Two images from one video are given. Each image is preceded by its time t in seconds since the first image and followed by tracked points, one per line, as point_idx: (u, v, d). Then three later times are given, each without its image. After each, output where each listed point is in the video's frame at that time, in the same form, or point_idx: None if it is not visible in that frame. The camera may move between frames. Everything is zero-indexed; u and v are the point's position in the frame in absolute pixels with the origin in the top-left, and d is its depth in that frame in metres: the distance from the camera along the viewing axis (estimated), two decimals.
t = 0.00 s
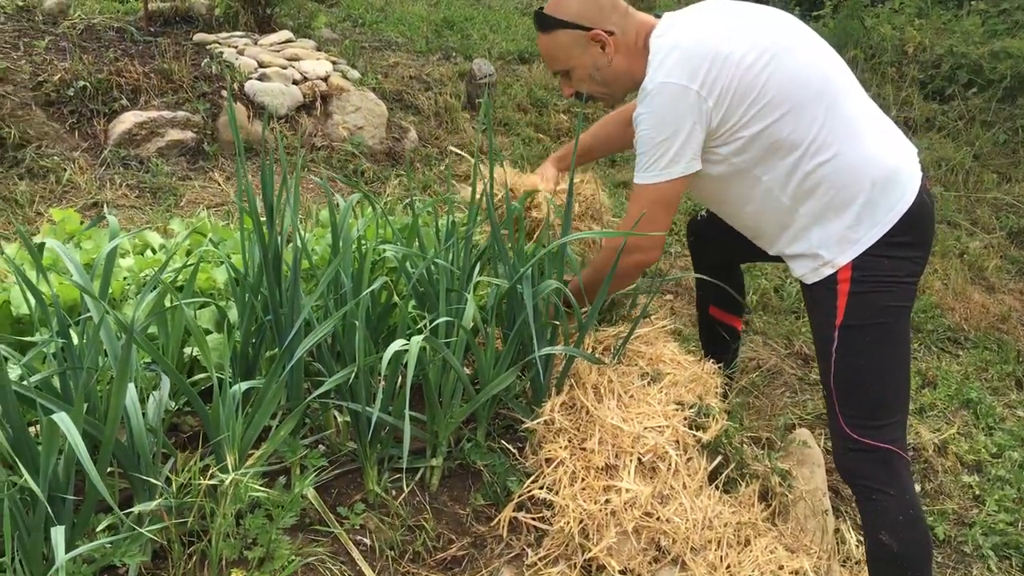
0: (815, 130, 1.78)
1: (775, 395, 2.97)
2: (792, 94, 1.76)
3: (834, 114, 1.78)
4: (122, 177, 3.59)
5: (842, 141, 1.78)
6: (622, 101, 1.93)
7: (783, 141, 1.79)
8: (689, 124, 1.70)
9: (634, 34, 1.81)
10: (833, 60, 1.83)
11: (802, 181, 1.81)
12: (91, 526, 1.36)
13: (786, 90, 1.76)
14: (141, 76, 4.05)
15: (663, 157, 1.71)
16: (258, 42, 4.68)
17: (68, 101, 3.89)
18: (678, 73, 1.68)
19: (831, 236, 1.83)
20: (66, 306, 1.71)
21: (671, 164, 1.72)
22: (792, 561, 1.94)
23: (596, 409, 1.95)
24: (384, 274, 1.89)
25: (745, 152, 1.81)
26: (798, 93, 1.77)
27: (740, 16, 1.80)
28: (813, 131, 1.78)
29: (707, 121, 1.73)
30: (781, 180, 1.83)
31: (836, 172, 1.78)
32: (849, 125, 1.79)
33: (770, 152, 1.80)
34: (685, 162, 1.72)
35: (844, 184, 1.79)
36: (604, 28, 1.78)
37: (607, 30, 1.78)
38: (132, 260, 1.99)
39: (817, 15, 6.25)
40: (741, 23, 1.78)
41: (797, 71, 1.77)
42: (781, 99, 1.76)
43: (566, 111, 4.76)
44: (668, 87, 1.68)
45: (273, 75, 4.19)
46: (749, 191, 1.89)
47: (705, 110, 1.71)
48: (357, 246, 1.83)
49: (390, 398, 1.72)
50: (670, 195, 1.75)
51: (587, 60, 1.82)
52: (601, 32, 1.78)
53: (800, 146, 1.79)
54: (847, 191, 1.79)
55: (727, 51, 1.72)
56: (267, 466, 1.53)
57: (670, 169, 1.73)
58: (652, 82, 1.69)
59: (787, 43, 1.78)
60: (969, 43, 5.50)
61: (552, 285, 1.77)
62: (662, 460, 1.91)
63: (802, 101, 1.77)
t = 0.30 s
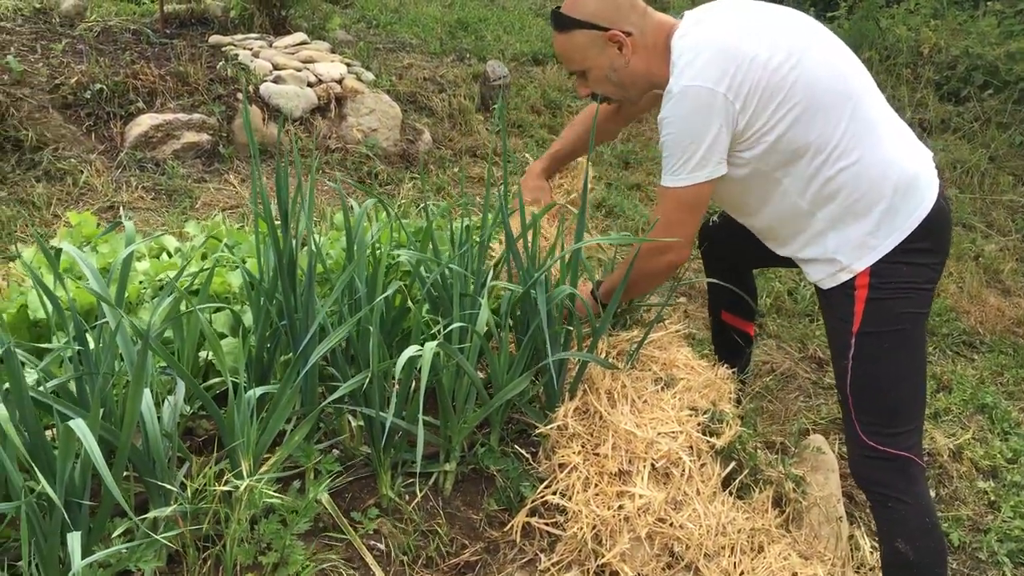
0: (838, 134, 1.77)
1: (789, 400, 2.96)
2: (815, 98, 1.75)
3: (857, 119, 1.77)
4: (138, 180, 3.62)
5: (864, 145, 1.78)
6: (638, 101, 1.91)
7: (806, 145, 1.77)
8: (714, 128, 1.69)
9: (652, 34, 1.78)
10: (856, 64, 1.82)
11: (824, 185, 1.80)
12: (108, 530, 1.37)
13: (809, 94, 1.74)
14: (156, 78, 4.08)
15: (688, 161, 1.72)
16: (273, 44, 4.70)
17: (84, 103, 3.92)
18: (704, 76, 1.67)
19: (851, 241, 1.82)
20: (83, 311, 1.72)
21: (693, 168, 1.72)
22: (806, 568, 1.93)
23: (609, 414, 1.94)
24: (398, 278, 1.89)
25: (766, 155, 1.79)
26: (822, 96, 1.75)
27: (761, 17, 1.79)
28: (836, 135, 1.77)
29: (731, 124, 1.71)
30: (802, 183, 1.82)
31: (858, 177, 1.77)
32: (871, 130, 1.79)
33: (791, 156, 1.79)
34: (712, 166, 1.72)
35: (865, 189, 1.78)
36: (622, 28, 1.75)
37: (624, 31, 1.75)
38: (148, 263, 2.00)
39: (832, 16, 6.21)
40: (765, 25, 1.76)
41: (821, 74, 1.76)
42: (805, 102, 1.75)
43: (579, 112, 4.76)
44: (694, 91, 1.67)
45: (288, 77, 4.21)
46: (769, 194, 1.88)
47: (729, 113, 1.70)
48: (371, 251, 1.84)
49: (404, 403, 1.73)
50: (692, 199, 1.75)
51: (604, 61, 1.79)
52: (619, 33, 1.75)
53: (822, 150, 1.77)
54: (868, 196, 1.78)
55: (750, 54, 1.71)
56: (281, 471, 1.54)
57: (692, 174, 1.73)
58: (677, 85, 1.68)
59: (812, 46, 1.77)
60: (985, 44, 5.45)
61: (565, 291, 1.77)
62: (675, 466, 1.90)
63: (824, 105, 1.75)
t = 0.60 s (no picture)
0: (867, 142, 1.73)
1: (809, 407, 2.92)
2: (845, 105, 1.71)
3: (887, 127, 1.74)
4: (156, 181, 3.62)
5: (893, 154, 1.74)
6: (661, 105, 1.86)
7: (835, 153, 1.74)
8: (742, 135, 1.66)
9: (677, 35, 1.73)
10: (885, 71, 1.79)
11: (852, 194, 1.76)
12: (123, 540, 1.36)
13: (840, 101, 1.71)
14: (175, 79, 4.09)
15: (714, 168, 1.68)
16: (291, 44, 4.70)
17: (103, 105, 3.94)
18: (735, 81, 1.63)
19: (878, 251, 1.78)
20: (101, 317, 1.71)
21: (720, 176, 1.69)
22: None
23: (628, 424, 1.92)
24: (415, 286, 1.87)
25: (794, 162, 1.75)
26: (852, 104, 1.72)
27: (791, 22, 1.75)
28: (866, 144, 1.73)
29: (760, 131, 1.68)
30: (829, 191, 1.78)
31: (887, 185, 1.74)
32: (900, 138, 1.76)
33: (820, 163, 1.75)
34: (738, 174, 1.69)
35: (894, 198, 1.74)
36: (646, 28, 1.70)
37: (649, 31, 1.71)
38: (164, 268, 1.99)
39: (854, 16, 6.14)
40: (795, 30, 1.72)
41: (852, 81, 1.72)
42: (835, 109, 1.71)
43: (597, 114, 4.73)
44: (725, 97, 1.63)
45: (306, 78, 4.21)
46: (794, 202, 1.84)
47: (758, 119, 1.66)
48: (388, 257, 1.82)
49: (421, 412, 1.71)
50: (715, 206, 1.73)
51: (627, 62, 1.74)
52: (643, 33, 1.70)
53: (851, 158, 1.74)
54: (897, 205, 1.75)
55: (782, 60, 1.67)
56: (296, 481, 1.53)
57: (718, 181, 1.70)
58: (707, 91, 1.64)
59: (843, 53, 1.73)
60: (1010, 45, 5.37)
61: (584, 300, 1.74)
62: (694, 477, 1.88)
63: (855, 113, 1.72)
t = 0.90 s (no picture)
0: (896, 150, 1.69)
1: (832, 415, 2.87)
2: (873, 113, 1.67)
3: (916, 134, 1.70)
4: (177, 180, 3.63)
5: (922, 162, 1.70)
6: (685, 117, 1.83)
7: (864, 162, 1.69)
8: (769, 144, 1.62)
9: (695, 47, 1.70)
10: (912, 76, 1.74)
11: (882, 204, 1.72)
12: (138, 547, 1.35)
13: (868, 108, 1.66)
14: (197, 78, 4.09)
15: (739, 179, 1.65)
16: (313, 43, 4.70)
17: (125, 103, 3.95)
18: (760, 92, 1.59)
19: (910, 261, 1.74)
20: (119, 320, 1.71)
21: (745, 186, 1.65)
22: None
23: (648, 433, 1.89)
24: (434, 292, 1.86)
25: (821, 171, 1.71)
26: (881, 111, 1.67)
27: (814, 29, 1.71)
28: (895, 152, 1.69)
29: (786, 141, 1.64)
30: (857, 201, 1.74)
31: (917, 194, 1.69)
32: (930, 145, 1.71)
33: (847, 172, 1.71)
34: (763, 183, 1.66)
35: (925, 207, 1.70)
36: (662, 43, 1.67)
37: (665, 46, 1.67)
38: (184, 270, 1.98)
39: (881, 15, 6.05)
40: (820, 38, 1.68)
41: (880, 89, 1.68)
42: (864, 117, 1.67)
43: (620, 114, 4.69)
44: (752, 106, 1.59)
45: (328, 77, 4.20)
46: (822, 212, 1.80)
47: (785, 129, 1.62)
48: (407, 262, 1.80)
49: (439, 419, 1.69)
50: (739, 216, 1.69)
51: (645, 78, 1.72)
52: (659, 49, 1.67)
53: (880, 167, 1.69)
54: (928, 213, 1.70)
55: (808, 68, 1.63)
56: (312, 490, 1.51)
57: (743, 191, 1.66)
58: (732, 100, 1.60)
59: (869, 60, 1.69)
60: None
61: (605, 308, 1.71)
62: (716, 488, 1.84)
63: (883, 120, 1.67)
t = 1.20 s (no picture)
0: (924, 148, 1.64)
1: (860, 420, 2.82)
2: (900, 110, 1.62)
3: (945, 133, 1.64)
4: (202, 177, 3.64)
5: (952, 161, 1.65)
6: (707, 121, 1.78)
7: (891, 160, 1.64)
8: (796, 139, 1.56)
9: (713, 49, 1.65)
10: (941, 74, 1.70)
11: (910, 204, 1.67)
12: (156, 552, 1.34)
13: (895, 106, 1.62)
14: (222, 74, 4.10)
15: (770, 175, 1.58)
16: (338, 38, 4.69)
17: (151, 99, 3.97)
18: (784, 86, 1.54)
19: (940, 263, 1.68)
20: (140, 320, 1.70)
21: (776, 182, 1.58)
22: None
23: (671, 439, 1.85)
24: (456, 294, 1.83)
25: (847, 170, 1.66)
26: (908, 108, 1.62)
27: (836, 25, 1.67)
28: (923, 150, 1.64)
29: (812, 138, 1.59)
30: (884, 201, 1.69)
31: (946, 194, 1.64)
32: (959, 144, 1.66)
33: (874, 171, 1.66)
34: (795, 179, 1.59)
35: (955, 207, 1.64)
36: (678, 46, 1.63)
37: (681, 49, 1.63)
38: (205, 269, 1.97)
39: (913, 9, 5.93)
40: (844, 35, 1.64)
41: (907, 85, 1.63)
42: (890, 114, 1.62)
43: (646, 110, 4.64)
44: (776, 99, 1.54)
45: (352, 73, 4.19)
46: (848, 213, 1.75)
47: (810, 126, 1.57)
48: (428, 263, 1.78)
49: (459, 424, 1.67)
50: (774, 216, 1.62)
51: (662, 81, 1.68)
52: (675, 51, 1.63)
53: (908, 166, 1.64)
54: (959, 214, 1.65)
55: (832, 64, 1.59)
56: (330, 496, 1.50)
57: (772, 187, 1.59)
58: (755, 94, 1.55)
59: (895, 57, 1.65)
60: None
61: (629, 312, 1.67)
62: (740, 497, 1.80)
63: (911, 117, 1.63)
